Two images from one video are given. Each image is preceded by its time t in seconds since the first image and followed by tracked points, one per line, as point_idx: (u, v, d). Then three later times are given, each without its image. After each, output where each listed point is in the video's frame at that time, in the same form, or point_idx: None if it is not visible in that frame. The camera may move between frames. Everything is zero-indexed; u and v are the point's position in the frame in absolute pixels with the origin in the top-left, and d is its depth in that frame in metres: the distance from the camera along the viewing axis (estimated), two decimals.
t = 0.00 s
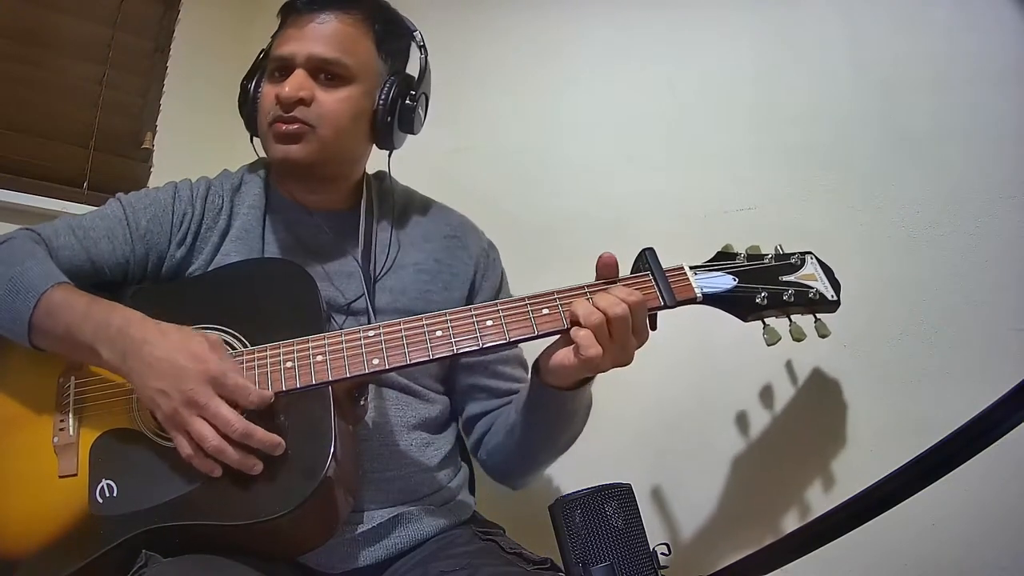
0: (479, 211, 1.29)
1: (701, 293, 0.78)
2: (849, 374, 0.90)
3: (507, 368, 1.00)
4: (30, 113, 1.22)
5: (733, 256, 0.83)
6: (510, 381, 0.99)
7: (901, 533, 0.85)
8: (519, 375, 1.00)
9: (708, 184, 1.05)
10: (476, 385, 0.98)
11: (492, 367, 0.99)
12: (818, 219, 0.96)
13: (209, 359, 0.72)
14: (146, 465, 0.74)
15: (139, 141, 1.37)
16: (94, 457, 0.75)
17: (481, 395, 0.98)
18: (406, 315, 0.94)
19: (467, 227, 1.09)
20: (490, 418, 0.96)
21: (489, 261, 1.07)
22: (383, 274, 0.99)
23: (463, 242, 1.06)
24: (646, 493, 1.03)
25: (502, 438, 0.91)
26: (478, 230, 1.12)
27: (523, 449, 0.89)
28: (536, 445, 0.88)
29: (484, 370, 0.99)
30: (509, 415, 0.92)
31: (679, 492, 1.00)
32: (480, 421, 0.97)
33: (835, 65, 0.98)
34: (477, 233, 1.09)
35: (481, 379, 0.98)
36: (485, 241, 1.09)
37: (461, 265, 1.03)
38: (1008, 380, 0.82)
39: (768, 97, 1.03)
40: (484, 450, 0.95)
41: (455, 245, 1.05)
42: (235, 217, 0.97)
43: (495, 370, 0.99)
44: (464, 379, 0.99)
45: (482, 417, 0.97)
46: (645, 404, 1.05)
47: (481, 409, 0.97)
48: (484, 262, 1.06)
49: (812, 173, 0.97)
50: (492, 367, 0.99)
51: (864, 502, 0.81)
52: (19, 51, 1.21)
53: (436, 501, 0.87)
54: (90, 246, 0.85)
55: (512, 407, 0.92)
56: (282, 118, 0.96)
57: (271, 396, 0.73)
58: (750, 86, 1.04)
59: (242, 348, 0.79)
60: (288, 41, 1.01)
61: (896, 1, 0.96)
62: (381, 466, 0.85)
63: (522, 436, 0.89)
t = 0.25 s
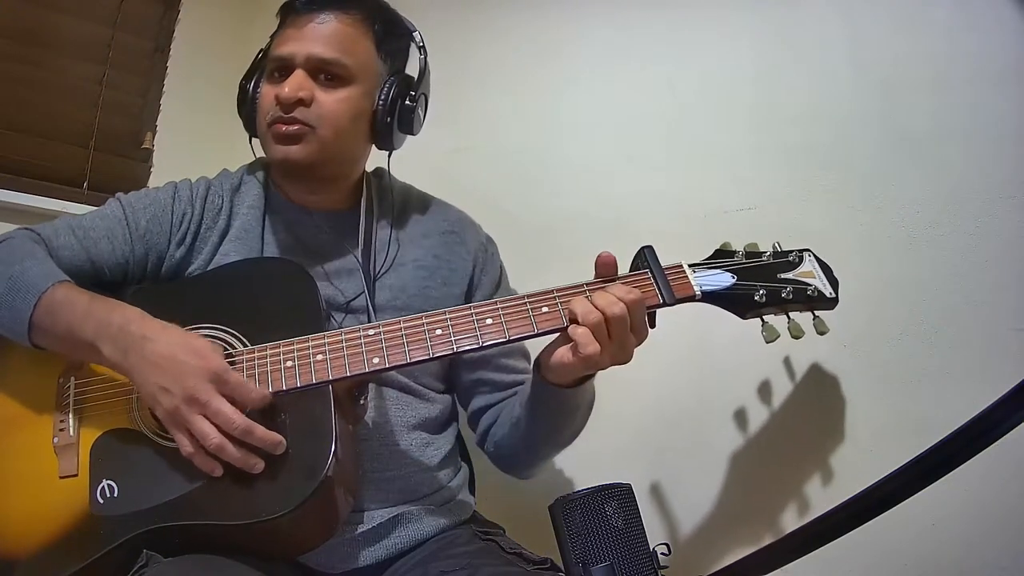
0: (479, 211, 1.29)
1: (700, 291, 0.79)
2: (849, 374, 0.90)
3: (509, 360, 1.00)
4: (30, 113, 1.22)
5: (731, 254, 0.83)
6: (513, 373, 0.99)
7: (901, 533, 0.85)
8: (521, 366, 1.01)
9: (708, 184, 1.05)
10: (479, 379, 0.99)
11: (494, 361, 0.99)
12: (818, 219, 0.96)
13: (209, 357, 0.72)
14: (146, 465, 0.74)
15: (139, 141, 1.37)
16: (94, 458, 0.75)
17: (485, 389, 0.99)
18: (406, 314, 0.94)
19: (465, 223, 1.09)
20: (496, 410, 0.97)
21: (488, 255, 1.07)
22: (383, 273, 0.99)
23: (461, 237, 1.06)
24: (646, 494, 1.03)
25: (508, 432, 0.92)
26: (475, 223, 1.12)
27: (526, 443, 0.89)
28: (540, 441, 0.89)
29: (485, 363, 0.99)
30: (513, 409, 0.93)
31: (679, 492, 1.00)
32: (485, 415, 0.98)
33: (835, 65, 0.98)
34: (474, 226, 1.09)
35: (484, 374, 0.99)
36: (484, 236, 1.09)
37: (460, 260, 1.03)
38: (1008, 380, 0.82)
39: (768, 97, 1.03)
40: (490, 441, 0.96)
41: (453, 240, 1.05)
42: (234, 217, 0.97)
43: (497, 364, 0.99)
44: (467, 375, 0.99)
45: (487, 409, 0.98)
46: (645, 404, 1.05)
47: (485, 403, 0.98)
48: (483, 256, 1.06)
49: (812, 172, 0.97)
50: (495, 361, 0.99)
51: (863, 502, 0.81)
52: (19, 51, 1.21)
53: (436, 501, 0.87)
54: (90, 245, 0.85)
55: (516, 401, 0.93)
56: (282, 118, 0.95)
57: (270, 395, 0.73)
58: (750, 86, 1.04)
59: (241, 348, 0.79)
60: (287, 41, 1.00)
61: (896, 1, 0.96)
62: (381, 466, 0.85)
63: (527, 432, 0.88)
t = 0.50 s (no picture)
0: (479, 211, 1.29)
1: (700, 291, 0.78)
2: (849, 374, 0.90)
3: (508, 362, 1.00)
4: (30, 113, 1.22)
5: (732, 254, 0.83)
6: (512, 375, 0.99)
7: (901, 533, 0.85)
8: (520, 369, 1.00)
9: (708, 183, 1.05)
10: (477, 381, 0.99)
11: (492, 362, 0.99)
12: (818, 219, 0.96)
13: (207, 364, 0.72)
14: (146, 465, 0.74)
15: (139, 141, 1.37)
16: (94, 458, 0.75)
17: (484, 391, 0.99)
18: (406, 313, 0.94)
19: (465, 223, 1.09)
20: (496, 411, 0.97)
21: (489, 256, 1.07)
22: (382, 273, 0.99)
23: (461, 237, 1.06)
24: (646, 494, 1.03)
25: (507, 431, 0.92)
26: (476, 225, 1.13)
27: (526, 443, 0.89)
28: (540, 442, 0.88)
29: (485, 364, 0.99)
30: (513, 411, 0.93)
31: (679, 492, 1.00)
32: (484, 417, 0.98)
33: (835, 65, 0.98)
34: (475, 228, 1.10)
35: (482, 375, 0.99)
36: (484, 237, 1.10)
37: (460, 261, 1.03)
38: (1007, 380, 0.82)
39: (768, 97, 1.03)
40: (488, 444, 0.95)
41: (453, 241, 1.05)
42: (234, 218, 0.97)
43: (495, 365, 0.99)
44: (466, 376, 0.99)
45: (488, 410, 0.98)
46: (645, 404, 1.05)
47: (484, 405, 0.98)
48: (483, 257, 1.06)
49: (812, 172, 0.97)
50: (493, 363, 0.99)
51: (864, 502, 0.81)
52: (19, 51, 1.21)
53: (436, 501, 0.87)
54: (90, 247, 0.84)
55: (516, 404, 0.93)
56: (284, 119, 0.95)
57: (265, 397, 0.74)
58: (751, 86, 1.04)
59: (240, 349, 0.79)
60: (287, 41, 1.00)
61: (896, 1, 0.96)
62: (381, 466, 0.85)
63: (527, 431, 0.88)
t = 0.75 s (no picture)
0: (479, 211, 1.29)
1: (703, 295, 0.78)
2: (849, 374, 0.90)
3: (502, 376, 0.99)
4: (31, 113, 1.23)
5: (733, 258, 0.83)
6: (506, 390, 0.97)
7: (902, 533, 0.85)
8: (516, 386, 0.99)
9: (708, 183, 1.05)
10: (471, 393, 0.97)
11: (485, 373, 0.98)
12: (818, 219, 0.96)
13: (208, 357, 0.72)
14: (145, 465, 0.74)
15: (139, 141, 1.37)
16: (94, 457, 0.75)
17: (477, 403, 0.96)
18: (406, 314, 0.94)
19: (466, 235, 1.09)
20: (491, 428, 0.94)
21: (489, 268, 1.07)
22: (382, 274, 0.99)
23: (462, 249, 1.06)
24: (646, 494, 1.03)
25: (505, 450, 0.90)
26: (479, 237, 1.12)
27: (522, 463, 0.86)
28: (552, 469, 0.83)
29: (478, 377, 0.98)
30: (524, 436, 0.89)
31: (678, 492, 1.00)
32: (478, 431, 0.95)
33: (835, 65, 0.98)
34: (477, 241, 1.09)
35: (475, 387, 0.97)
36: (486, 250, 1.10)
37: (461, 271, 1.03)
38: (1007, 380, 0.82)
39: (768, 97, 1.03)
40: (482, 465, 0.93)
41: (455, 252, 1.05)
42: (235, 218, 0.97)
43: (489, 376, 0.98)
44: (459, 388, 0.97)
45: (481, 426, 0.95)
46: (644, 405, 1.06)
47: (478, 417, 0.96)
48: (483, 269, 1.06)
49: (812, 172, 0.97)
50: (486, 373, 0.98)
51: (863, 501, 0.81)
52: (19, 51, 1.22)
53: (436, 501, 0.87)
54: (89, 246, 0.84)
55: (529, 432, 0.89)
56: (315, 111, 0.96)
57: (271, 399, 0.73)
58: (751, 86, 1.04)
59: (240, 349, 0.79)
60: (310, 34, 1.00)
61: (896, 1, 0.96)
62: (381, 466, 0.85)
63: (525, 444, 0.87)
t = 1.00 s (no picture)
0: (479, 211, 1.29)
1: (701, 288, 0.78)
2: (850, 374, 0.90)
3: (498, 376, 0.98)
4: (31, 113, 1.23)
5: (733, 250, 0.83)
6: (502, 391, 0.97)
7: (902, 533, 0.85)
8: (513, 386, 0.99)
9: (708, 183, 1.05)
10: (467, 393, 0.97)
11: (482, 373, 0.98)
12: (818, 219, 0.96)
13: (210, 356, 0.72)
14: (145, 465, 0.74)
15: (139, 141, 1.37)
16: (94, 458, 0.75)
17: (472, 403, 0.96)
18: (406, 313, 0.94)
19: (467, 236, 1.08)
20: (486, 429, 0.94)
21: (489, 267, 1.07)
22: (382, 274, 0.99)
23: (462, 250, 1.05)
24: (646, 494, 1.03)
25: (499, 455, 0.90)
26: (480, 239, 1.12)
27: (516, 471, 0.86)
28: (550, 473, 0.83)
29: (474, 377, 0.98)
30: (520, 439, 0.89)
31: (679, 493, 1.00)
32: (474, 431, 0.95)
33: (836, 65, 0.98)
34: (478, 241, 1.09)
35: (471, 387, 0.97)
36: (486, 251, 1.09)
37: (461, 271, 1.03)
38: (1007, 380, 0.82)
39: (768, 96, 1.03)
40: (474, 468, 0.93)
41: (454, 252, 1.05)
42: (235, 217, 0.97)
43: (486, 377, 0.98)
44: (456, 387, 0.97)
45: (475, 427, 0.95)
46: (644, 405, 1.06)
47: (474, 418, 0.95)
48: (483, 268, 1.06)
49: (812, 173, 0.97)
50: (482, 373, 0.98)
51: (864, 501, 0.81)
52: (19, 51, 1.22)
53: (436, 501, 0.87)
54: (89, 246, 0.84)
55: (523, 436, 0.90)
56: (322, 106, 0.95)
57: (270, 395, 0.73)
58: (751, 86, 1.04)
59: (240, 347, 0.79)
60: (319, 31, 1.00)
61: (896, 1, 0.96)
62: (380, 466, 0.85)
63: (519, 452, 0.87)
